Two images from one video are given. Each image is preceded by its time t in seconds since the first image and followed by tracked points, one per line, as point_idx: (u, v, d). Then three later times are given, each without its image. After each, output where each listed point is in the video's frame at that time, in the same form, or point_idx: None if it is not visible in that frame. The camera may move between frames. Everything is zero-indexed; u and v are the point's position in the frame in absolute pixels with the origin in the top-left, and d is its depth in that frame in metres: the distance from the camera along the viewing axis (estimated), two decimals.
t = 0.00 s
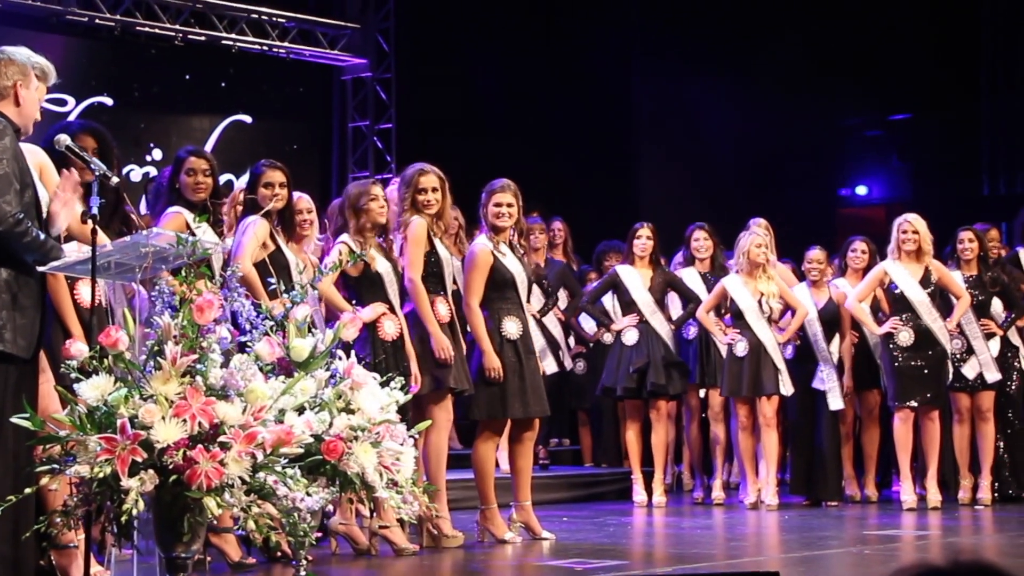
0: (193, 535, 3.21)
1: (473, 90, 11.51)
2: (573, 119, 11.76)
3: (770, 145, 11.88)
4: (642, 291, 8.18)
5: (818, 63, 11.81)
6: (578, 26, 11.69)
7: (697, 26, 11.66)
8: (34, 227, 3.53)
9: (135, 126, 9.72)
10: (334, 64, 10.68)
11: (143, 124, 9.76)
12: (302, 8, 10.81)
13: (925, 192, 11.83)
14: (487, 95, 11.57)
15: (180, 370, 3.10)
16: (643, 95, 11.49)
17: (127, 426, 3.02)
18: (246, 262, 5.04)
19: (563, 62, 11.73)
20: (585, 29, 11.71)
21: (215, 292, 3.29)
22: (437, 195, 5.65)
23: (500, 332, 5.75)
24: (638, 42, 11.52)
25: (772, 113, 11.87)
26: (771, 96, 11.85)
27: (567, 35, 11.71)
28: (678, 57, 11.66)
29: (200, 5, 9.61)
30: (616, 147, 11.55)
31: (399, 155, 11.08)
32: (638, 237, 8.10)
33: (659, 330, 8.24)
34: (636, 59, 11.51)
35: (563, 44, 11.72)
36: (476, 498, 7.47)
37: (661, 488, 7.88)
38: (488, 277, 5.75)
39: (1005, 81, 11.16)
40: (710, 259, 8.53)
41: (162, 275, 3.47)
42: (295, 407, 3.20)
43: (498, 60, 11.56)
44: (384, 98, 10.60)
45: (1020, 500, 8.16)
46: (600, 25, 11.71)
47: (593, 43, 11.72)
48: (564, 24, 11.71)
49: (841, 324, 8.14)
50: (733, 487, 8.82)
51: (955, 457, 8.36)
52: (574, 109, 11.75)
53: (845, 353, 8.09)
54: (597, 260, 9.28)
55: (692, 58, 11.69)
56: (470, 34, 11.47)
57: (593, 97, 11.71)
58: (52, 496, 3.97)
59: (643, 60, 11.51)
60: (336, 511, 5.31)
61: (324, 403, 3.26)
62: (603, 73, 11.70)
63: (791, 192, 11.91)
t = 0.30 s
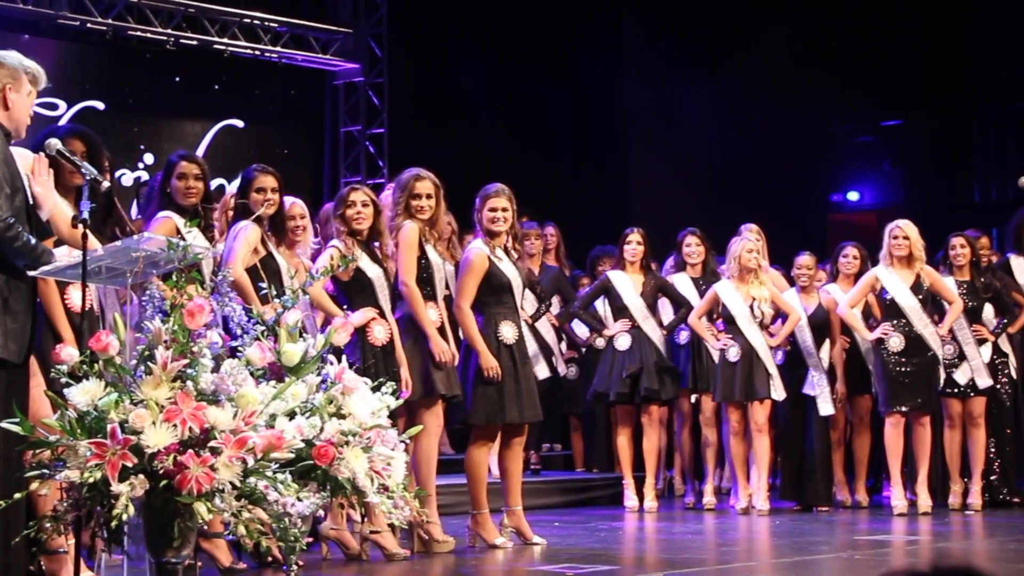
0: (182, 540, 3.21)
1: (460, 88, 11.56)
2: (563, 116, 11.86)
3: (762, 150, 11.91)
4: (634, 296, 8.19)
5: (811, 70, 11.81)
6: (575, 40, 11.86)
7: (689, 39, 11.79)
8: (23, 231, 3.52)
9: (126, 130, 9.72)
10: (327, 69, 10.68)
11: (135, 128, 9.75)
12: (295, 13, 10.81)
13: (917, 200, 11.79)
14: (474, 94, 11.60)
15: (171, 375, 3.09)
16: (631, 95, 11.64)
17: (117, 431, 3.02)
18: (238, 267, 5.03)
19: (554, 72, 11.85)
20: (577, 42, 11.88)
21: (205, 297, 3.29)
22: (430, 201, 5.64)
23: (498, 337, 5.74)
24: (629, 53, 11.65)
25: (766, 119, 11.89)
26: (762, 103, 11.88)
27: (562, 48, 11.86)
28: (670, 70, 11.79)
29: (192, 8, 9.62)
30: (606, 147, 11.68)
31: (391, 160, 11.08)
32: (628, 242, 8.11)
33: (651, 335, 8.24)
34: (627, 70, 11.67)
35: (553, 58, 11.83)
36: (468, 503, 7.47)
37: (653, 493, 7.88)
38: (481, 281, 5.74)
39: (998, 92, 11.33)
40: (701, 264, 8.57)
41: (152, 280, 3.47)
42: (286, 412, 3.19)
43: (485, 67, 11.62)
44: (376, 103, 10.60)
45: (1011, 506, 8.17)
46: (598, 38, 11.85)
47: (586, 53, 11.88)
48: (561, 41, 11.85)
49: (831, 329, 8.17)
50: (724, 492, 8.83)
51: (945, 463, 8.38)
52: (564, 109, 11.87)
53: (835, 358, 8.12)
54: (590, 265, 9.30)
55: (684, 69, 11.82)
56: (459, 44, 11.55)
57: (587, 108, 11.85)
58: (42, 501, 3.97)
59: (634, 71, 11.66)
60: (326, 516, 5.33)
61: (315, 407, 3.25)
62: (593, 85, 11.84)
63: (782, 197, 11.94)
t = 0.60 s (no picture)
0: (170, 545, 3.19)
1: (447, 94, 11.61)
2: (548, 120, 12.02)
3: (749, 154, 12.01)
4: (622, 300, 8.21)
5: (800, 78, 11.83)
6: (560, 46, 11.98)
7: (677, 46, 11.86)
8: (9, 235, 3.47)
9: (114, 134, 9.71)
10: (316, 73, 10.67)
11: (122, 132, 9.75)
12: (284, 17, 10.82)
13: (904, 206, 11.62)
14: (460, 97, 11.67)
15: (159, 379, 3.09)
16: (623, 98, 11.82)
17: (105, 435, 3.01)
18: (225, 272, 5.02)
19: (540, 80, 11.97)
20: (563, 46, 12.00)
21: (193, 300, 3.29)
22: (423, 208, 5.62)
23: (491, 342, 5.74)
24: (619, 54, 11.84)
25: (750, 122, 11.98)
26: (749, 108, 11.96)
27: (546, 54, 11.97)
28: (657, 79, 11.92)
29: (181, 12, 9.62)
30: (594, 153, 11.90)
31: (380, 164, 11.09)
32: (617, 247, 8.11)
33: (640, 340, 8.24)
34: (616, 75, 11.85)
35: (539, 65, 11.95)
36: (456, 507, 7.47)
37: (641, 498, 7.88)
38: (473, 285, 5.76)
39: (984, 90, 10.97)
40: (689, 269, 8.56)
41: (140, 284, 3.46)
42: (274, 417, 3.19)
43: (472, 73, 11.70)
44: (365, 107, 10.59)
45: (998, 510, 8.21)
46: (581, 46, 11.94)
47: (570, 60, 12.01)
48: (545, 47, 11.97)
49: (819, 334, 8.17)
50: (712, 497, 8.83)
51: (933, 469, 8.39)
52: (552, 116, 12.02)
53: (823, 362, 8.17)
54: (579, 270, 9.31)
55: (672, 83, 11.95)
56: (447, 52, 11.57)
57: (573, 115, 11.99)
58: (29, 505, 3.96)
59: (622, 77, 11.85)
60: (315, 520, 5.28)
61: (303, 412, 3.25)
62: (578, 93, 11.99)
63: (770, 201, 11.99)
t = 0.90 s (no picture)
0: (155, 548, 3.18)
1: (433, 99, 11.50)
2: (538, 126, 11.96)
3: (737, 159, 12.04)
4: (610, 304, 8.23)
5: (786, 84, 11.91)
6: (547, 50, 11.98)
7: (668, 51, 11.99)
8: None
9: (101, 137, 9.71)
10: (303, 77, 10.67)
11: (109, 135, 9.75)
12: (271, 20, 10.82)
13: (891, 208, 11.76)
14: (446, 102, 11.56)
15: (144, 383, 3.08)
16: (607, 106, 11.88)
17: (90, 439, 3.00)
18: (212, 275, 5.00)
19: (530, 86, 11.95)
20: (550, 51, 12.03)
21: (178, 304, 3.26)
22: (412, 211, 5.64)
23: (476, 346, 5.74)
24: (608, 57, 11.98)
25: (739, 126, 12.03)
26: (735, 112, 12.01)
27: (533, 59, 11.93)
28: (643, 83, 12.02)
29: (168, 15, 9.61)
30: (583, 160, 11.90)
31: (367, 168, 11.09)
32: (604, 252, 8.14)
33: (628, 344, 8.26)
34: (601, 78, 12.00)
35: (529, 70, 11.93)
36: (443, 511, 7.47)
37: (628, 502, 7.89)
38: (461, 289, 5.75)
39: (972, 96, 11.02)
40: (676, 273, 8.55)
41: (126, 287, 3.46)
42: (259, 420, 3.18)
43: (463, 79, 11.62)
44: (352, 110, 10.59)
45: (984, 515, 8.23)
46: (570, 51, 12.04)
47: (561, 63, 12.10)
48: (530, 52, 11.91)
49: (806, 338, 8.17)
50: (698, 501, 8.84)
51: (919, 473, 8.41)
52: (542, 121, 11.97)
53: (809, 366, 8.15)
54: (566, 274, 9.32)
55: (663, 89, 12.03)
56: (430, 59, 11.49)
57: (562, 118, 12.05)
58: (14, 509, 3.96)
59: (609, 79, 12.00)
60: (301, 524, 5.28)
61: (289, 415, 3.25)
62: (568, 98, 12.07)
63: (757, 206, 12.02)
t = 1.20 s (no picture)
0: (138, 553, 3.17)
1: (419, 103, 11.55)
2: (524, 129, 11.99)
3: (722, 163, 12.06)
4: (597, 308, 8.21)
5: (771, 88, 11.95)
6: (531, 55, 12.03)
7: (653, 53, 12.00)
8: None
9: (86, 139, 9.70)
10: (289, 80, 10.67)
11: (94, 137, 9.74)
12: (258, 23, 10.82)
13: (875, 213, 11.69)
14: (432, 104, 11.63)
15: (128, 386, 3.05)
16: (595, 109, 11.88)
17: (73, 442, 2.99)
18: (196, 278, 5.00)
19: (516, 90, 11.98)
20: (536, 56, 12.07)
21: (164, 308, 3.23)
22: (397, 214, 5.62)
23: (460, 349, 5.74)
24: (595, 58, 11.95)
25: (722, 132, 12.07)
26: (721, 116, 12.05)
27: (518, 64, 11.99)
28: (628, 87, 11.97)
29: (154, 18, 9.60)
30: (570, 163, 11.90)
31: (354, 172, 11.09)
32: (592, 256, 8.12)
33: (613, 347, 8.26)
34: (591, 79, 12.07)
35: (516, 74, 12.00)
36: (429, 515, 7.47)
37: (614, 505, 7.89)
38: (449, 294, 5.75)
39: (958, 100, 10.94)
40: (661, 277, 8.58)
41: (111, 291, 3.45)
42: (244, 423, 3.16)
43: (447, 83, 11.67)
44: (339, 113, 10.58)
45: (968, 518, 8.25)
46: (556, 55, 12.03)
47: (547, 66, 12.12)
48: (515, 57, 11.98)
49: (792, 342, 8.19)
50: (683, 504, 8.86)
51: (903, 476, 8.43)
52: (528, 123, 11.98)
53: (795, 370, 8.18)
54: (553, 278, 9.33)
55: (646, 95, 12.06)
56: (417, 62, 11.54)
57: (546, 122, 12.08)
58: None
59: (597, 80, 12.06)
60: (285, 528, 5.27)
61: (274, 419, 3.23)
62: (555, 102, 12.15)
63: (742, 210, 12.04)
